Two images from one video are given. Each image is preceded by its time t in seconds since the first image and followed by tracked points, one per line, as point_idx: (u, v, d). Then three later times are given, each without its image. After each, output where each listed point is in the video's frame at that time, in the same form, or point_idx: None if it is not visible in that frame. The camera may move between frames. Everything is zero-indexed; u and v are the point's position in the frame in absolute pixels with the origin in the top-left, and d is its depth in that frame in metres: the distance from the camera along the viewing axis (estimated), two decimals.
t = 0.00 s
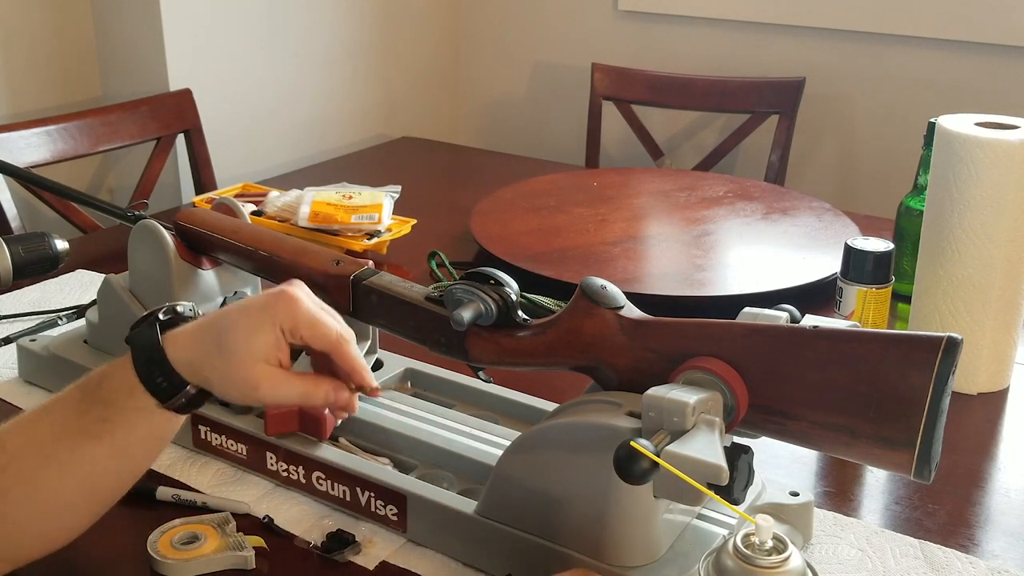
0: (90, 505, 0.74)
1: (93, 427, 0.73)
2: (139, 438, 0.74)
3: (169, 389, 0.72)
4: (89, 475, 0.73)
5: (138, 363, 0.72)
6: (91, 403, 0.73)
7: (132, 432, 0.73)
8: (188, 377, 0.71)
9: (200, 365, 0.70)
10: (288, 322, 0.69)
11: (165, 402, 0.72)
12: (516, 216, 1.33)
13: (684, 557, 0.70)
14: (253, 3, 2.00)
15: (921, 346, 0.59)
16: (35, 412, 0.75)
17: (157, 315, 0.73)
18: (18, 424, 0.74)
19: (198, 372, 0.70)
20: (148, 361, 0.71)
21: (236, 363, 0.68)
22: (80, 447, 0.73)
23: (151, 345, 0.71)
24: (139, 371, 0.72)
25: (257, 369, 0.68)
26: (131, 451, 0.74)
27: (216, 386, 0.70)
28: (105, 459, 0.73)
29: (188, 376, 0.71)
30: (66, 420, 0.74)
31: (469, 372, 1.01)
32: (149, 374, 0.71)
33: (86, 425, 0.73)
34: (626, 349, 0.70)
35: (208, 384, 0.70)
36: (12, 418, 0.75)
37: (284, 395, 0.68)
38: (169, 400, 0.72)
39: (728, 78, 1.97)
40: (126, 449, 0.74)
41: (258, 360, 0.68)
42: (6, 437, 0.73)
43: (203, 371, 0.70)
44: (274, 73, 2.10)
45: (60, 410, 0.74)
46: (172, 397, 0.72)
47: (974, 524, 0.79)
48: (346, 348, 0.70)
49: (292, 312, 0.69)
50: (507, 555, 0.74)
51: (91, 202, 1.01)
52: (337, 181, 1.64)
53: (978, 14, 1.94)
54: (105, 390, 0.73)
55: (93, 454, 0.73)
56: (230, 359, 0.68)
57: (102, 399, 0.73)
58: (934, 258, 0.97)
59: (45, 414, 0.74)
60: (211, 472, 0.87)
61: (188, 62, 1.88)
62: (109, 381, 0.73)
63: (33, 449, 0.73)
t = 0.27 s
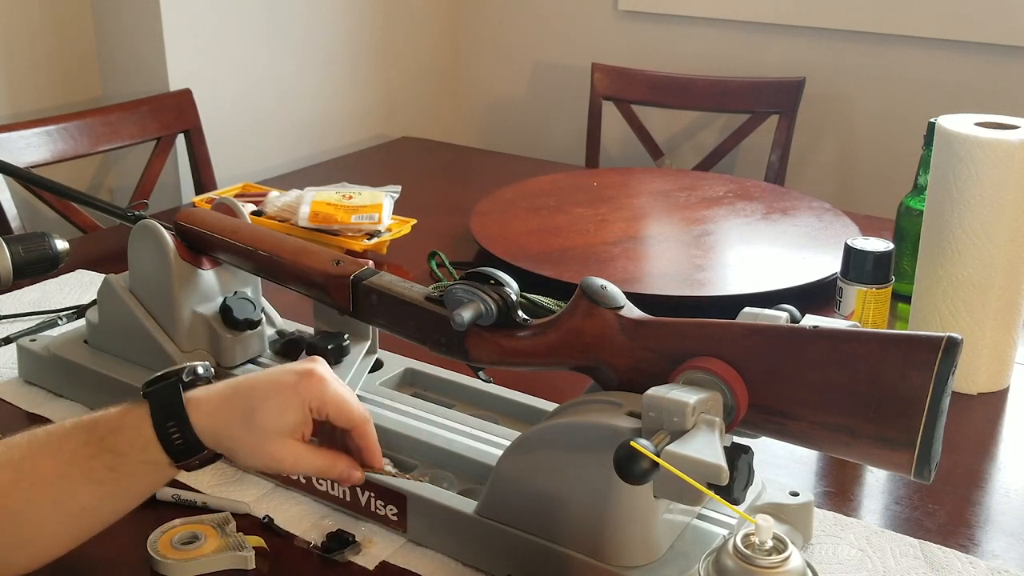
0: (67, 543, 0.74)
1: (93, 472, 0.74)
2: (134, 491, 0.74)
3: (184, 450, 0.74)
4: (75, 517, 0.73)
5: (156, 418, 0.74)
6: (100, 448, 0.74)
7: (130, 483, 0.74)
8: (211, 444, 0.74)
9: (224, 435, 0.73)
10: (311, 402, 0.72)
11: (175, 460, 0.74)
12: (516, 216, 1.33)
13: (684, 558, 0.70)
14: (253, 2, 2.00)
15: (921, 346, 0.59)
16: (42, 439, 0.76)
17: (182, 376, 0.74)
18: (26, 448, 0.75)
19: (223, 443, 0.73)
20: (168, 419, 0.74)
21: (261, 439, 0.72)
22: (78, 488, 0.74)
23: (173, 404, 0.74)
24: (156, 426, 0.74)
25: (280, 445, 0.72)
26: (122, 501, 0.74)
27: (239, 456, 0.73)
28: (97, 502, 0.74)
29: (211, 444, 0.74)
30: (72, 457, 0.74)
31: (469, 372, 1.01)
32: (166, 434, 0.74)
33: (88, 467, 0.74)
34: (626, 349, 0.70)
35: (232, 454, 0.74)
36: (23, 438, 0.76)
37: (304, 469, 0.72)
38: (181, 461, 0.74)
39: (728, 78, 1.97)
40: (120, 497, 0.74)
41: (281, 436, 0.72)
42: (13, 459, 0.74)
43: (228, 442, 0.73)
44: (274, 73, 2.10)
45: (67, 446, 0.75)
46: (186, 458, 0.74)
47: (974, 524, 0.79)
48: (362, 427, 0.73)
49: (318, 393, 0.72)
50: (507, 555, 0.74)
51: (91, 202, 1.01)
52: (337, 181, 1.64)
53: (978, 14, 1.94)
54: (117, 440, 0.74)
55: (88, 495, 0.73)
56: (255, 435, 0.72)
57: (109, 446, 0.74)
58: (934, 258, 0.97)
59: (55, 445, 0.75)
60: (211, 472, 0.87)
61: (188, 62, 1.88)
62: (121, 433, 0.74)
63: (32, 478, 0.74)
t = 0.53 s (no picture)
0: (43, 563, 0.73)
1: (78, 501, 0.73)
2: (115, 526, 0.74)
3: (166, 489, 0.73)
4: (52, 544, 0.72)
5: (146, 455, 0.74)
6: (89, 477, 0.73)
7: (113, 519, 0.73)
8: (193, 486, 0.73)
9: (203, 469, 0.73)
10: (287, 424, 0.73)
11: (156, 499, 0.73)
12: (516, 216, 1.33)
13: (684, 557, 0.70)
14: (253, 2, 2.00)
15: (921, 346, 0.59)
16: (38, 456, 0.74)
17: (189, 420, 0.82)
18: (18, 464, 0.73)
19: (204, 481, 0.73)
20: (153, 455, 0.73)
21: (242, 465, 0.71)
22: (62, 517, 0.73)
23: (159, 444, 0.74)
24: (145, 464, 0.74)
25: (262, 469, 0.71)
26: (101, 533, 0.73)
27: (222, 492, 0.72)
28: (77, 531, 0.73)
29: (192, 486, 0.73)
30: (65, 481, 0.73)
31: (469, 372, 1.01)
32: (152, 471, 0.73)
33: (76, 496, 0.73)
34: (626, 349, 0.70)
35: (214, 493, 0.73)
36: (12, 453, 0.74)
37: (289, 489, 0.72)
38: (162, 499, 0.73)
39: (728, 78, 1.97)
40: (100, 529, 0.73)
41: (262, 460, 0.72)
42: (1, 475, 0.72)
43: (208, 478, 0.72)
44: (274, 73, 2.10)
45: (62, 468, 0.74)
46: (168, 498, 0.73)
47: (974, 524, 0.79)
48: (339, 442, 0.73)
49: (291, 412, 0.73)
50: (506, 555, 0.74)
51: (91, 202, 1.01)
52: (337, 181, 1.64)
53: (978, 14, 1.94)
54: (110, 470, 0.73)
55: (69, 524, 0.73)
56: (235, 463, 0.71)
57: (102, 478, 0.73)
58: (934, 258, 0.97)
59: (45, 465, 0.73)
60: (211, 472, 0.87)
61: (188, 62, 1.88)
62: (117, 463, 0.74)
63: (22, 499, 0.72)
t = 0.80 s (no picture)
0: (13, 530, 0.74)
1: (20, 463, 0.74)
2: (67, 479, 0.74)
3: (106, 430, 0.75)
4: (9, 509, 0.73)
5: (85, 404, 0.76)
6: (29, 433, 0.75)
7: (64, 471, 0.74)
8: (136, 423, 0.76)
9: (150, 394, 0.76)
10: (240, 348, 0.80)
11: (94, 444, 0.75)
12: (516, 216, 1.33)
13: (684, 557, 0.70)
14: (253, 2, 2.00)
15: (921, 346, 0.59)
16: None
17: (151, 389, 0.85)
18: None
19: (147, 410, 0.76)
20: (93, 401, 0.76)
21: (187, 378, 0.76)
22: (6, 478, 0.73)
23: (103, 390, 0.77)
24: (84, 412, 0.76)
25: (209, 378, 0.76)
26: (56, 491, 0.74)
27: (165, 416, 0.75)
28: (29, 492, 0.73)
29: (136, 423, 0.76)
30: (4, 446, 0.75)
31: (469, 372, 1.01)
32: (91, 416, 0.75)
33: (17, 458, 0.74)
34: (626, 349, 0.70)
35: (157, 421, 0.76)
36: None
37: (236, 397, 0.76)
38: (99, 440, 0.75)
39: (728, 78, 1.97)
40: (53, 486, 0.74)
41: (212, 373, 0.77)
42: None
43: (151, 402, 0.75)
44: (274, 73, 2.10)
45: None
46: (106, 440, 0.75)
47: (974, 524, 0.79)
48: (294, 366, 0.82)
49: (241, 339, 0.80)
50: (507, 555, 0.74)
51: (91, 202, 1.01)
52: (337, 181, 1.64)
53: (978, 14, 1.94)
54: (45, 424, 0.75)
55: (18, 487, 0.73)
56: (182, 377, 0.76)
57: (39, 434, 0.75)
58: (934, 258, 0.97)
59: None
60: (212, 472, 0.87)
61: (188, 62, 1.88)
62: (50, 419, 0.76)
63: None
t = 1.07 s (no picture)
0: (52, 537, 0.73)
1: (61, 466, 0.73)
2: (105, 484, 0.73)
3: (148, 437, 0.73)
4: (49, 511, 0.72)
5: (129, 415, 0.75)
6: (69, 441, 0.74)
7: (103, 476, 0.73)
8: (179, 433, 0.74)
9: (196, 405, 0.74)
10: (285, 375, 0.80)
11: (136, 450, 0.74)
12: (516, 216, 1.33)
13: (684, 558, 0.70)
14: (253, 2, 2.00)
15: (921, 346, 0.59)
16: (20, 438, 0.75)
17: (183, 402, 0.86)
18: None
19: (193, 420, 0.73)
20: (138, 411, 0.75)
21: (239, 391, 0.74)
22: (47, 485, 0.73)
23: (149, 400, 0.75)
24: (128, 420, 0.74)
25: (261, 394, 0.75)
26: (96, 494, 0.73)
27: (209, 427, 0.73)
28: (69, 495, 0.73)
29: (177, 432, 0.74)
30: (44, 450, 0.74)
31: (469, 372, 1.01)
32: (135, 425, 0.74)
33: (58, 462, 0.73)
34: (626, 349, 0.70)
35: (200, 431, 0.73)
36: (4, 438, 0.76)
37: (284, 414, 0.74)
38: (141, 447, 0.73)
39: (728, 78, 1.97)
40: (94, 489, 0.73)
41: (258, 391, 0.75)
42: None
43: (198, 413, 0.73)
44: (274, 73, 2.10)
45: (38, 441, 0.75)
46: (148, 446, 0.73)
47: (974, 524, 0.79)
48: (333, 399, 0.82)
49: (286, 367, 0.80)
50: (507, 555, 0.74)
51: (91, 202, 1.01)
52: (337, 181, 1.64)
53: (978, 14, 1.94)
54: (85, 432, 0.75)
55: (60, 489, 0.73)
56: (233, 388, 0.74)
57: (80, 439, 0.74)
58: (934, 258, 0.97)
59: (32, 440, 0.75)
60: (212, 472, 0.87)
61: (188, 62, 1.88)
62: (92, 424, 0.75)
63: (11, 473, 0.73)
